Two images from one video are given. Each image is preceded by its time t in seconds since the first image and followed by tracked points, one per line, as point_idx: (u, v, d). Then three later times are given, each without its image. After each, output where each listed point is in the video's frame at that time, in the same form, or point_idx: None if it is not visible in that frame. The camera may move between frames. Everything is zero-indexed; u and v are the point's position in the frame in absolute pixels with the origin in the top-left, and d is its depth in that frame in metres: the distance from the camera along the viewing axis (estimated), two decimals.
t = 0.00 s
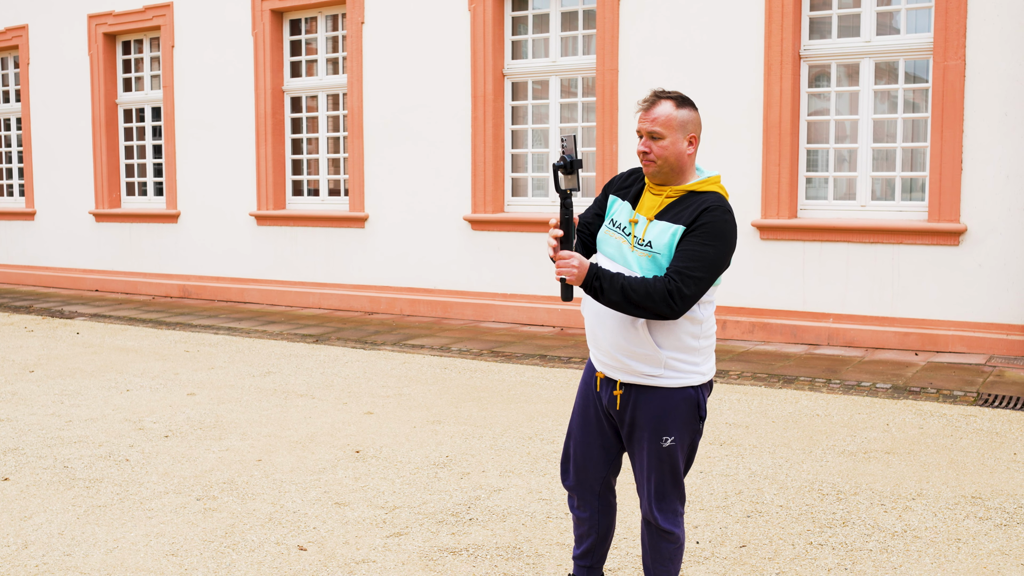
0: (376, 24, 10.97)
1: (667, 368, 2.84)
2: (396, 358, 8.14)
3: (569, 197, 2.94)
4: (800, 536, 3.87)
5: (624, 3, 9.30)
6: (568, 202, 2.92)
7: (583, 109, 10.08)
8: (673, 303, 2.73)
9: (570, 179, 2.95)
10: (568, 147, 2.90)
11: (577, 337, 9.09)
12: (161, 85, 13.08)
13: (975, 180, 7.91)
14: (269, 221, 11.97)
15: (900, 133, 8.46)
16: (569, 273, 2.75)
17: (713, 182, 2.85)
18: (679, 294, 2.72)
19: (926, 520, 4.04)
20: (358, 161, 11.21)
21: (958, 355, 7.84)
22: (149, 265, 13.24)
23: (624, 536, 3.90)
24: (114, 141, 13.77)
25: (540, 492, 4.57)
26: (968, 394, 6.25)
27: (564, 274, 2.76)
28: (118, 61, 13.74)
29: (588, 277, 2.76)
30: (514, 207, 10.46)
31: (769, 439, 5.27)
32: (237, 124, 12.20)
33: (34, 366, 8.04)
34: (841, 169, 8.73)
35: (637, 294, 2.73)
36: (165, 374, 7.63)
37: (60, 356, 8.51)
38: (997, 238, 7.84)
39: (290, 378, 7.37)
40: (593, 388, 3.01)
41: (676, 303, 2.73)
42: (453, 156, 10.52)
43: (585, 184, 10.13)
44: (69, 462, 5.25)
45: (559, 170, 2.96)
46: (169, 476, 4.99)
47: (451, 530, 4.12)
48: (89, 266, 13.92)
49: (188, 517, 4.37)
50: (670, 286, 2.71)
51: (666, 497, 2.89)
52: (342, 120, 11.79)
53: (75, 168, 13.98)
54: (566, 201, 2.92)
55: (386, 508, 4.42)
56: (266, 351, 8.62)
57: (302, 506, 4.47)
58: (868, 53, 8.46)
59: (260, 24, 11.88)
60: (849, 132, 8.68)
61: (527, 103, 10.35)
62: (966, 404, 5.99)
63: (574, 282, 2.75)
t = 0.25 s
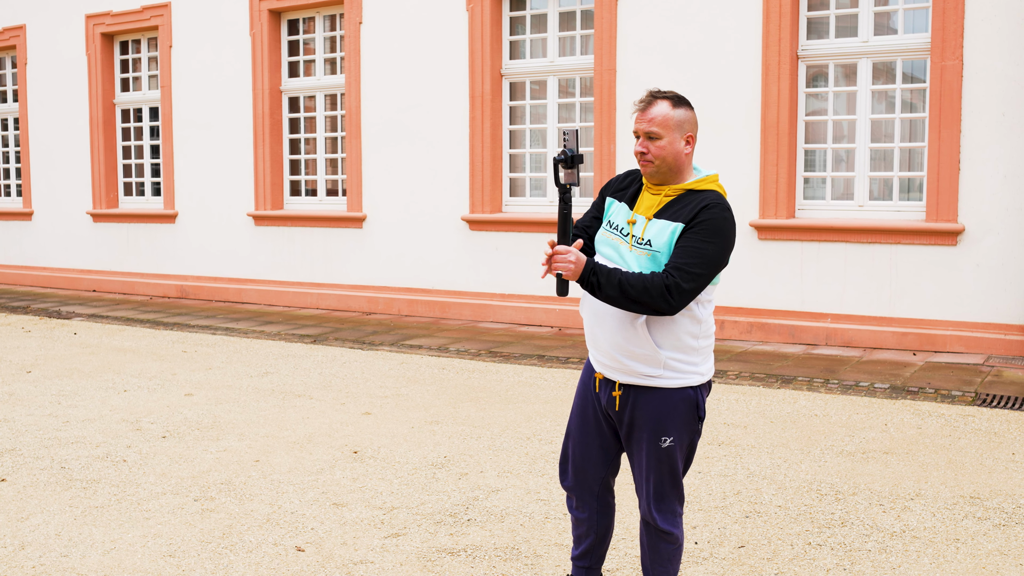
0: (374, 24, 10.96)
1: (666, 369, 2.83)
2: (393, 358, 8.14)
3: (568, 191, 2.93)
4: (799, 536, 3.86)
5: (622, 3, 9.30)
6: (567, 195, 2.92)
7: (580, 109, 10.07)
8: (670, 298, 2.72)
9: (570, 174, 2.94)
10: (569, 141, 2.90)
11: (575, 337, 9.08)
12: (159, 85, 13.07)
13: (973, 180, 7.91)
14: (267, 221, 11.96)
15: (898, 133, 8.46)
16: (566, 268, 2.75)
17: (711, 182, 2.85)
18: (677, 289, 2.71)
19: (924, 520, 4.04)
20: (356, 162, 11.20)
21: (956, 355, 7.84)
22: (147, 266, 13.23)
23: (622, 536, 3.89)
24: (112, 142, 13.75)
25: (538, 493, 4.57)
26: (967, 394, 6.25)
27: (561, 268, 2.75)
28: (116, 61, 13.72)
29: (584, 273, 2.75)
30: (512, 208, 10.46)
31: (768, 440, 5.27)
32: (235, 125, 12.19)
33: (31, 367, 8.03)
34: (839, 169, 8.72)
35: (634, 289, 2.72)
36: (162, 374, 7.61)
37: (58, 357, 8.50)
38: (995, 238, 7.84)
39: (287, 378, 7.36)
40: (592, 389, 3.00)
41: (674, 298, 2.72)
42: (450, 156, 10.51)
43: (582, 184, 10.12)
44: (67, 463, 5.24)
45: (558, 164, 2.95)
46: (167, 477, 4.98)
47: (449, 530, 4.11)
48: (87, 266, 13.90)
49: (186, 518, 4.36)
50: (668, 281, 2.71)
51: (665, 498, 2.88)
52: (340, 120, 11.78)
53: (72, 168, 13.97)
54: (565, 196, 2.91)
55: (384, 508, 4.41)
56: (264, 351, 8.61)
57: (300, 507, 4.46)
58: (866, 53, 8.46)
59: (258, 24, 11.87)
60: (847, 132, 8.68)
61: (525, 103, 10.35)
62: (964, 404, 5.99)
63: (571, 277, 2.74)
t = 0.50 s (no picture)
0: (373, 25, 10.96)
1: (666, 370, 2.82)
2: (393, 359, 8.13)
3: (566, 195, 2.93)
4: (799, 537, 3.86)
5: (620, 4, 9.29)
6: (564, 199, 2.91)
7: (579, 109, 10.06)
8: (671, 298, 2.72)
9: (568, 178, 2.94)
10: (567, 145, 2.89)
11: (575, 338, 9.08)
12: (158, 86, 13.06)
13: (971, 181, 7.91)
14: (266, 222, 11.95)
15: (897, 133, 8.46)
16: (564, 273, 2.72)
17: (708, 180, 2.85)
18: (677, 289, 2.71)
19: (924, 521, 4.03)
20: (355, 162, 11.20)
21: (955, 355, 7.83)
22: (146, 267, 13.22)
23: (622, 537, 3.89)
24: (111, 143, 13.74)
25: (537, 494, 4.56)
26: (967, 395, 6.24)
27: (559, 273, 2.73)
28: (115, 62, 13.72)
29: (583, 276, 2.73)
30: (511, 209, 10.45)
31: (767, 440, 5.26)
32: (234, 126, 12.19)
33: (30, 368, 8.03)
34: (838, 169, 8.72)
35: (634, 290, 2.71)
36: (162, 376, 7.61)
37: (57, 358, 8.49)
38: (994, 238, 7.83)
39: (287, 379, 7.36)
40: (592, 389, 3.00)
41: (674, 299, 2.72)
42: (450, 157, 10.51)
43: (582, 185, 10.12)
44: (66, 464, 5.23)
45: (555, 168, 2.95)
46: (166, 478, 4.97)
47: (448, 531, 4.11)
48: (86, 267, 13.89)
49: (184, 519, 4.36)
50: (668, 281, 2.70)
51: (665, 499, 2.88)
52: (339, 121, 11.77)
53: (71, 169, 13.96)
54: (563, 200, 2.90)
55: (383, 509, 4.41)
56: (263, 352, 8.61)
57: (299, 508, 4.46)
58: (865, 53, 8.46)
59: (256, 25, 11.86)
60: (846, 132, 8.67)
61: (524, 103, 10.35)
62: (964, 405, 5.99)
63: (569, 282, 2.72)
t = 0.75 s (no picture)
0: (373, 28, 10.96)
1: (668, 372, 2.81)
2: (394, 361, 8.12)
3: (567, 201, 2.92)
4: (801, 539, 3.85)
5: (621, 6, 9.29)
6: (565, 205, 2.90)
7: (580, 112, 10.06)
8: (674, 301, 2.71)
9: (568, 184, 2.93)
10: (566, 151, 2.88)
11: (575, 340, 9.07)
12: (159, 88, 13.07)
13: (972, 182, 7.90)
14: (267, 224, 11.95)
15: (898, 134, 8.45)
16: (568, 279, 2.73)
17: (708, 180, 2.84)
18: (680, 291, 2.70)
19: (927, 523, 4.03)
20: (356, 165, 11.20)
21: (957, 357, 7.82)
22: (147, 270, 13.22)
23: (623, 540, 3.88)
24: (112, 145, 13.74)
25: (539, 496, 4.55)
26: (968, 396, 6.23)
27: (562, 278, 2.73)
28: (115, 65, 13.73)
29: (587, 281, 2.74)
30: (512, 211, 10.45)
31: (769, 442, 5.26)
32: (234, 128, 12.19)
33: (31, 371, 8.02)
34: (839, 171, 8.71)
35: (638, 294, 2.71)
36: (163, 378, 7.60)
37: (58, 361, 8.49)
38: (996, 239, 7.83)
39: (288, 382, 7.35)
40: (593, 392, 2.99)
41: (677, 301, 2.72)
42: (450, 159, 10.50)
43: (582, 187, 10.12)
44: (67, 467, 5.23)
45: (556, 174, 2.94)
46: (167, 481, 4.97)
47: (449, 534, 4.10)
48: (87, 270, 13.90)
49: (185, 522, 4.35)
50: (671, 284, 2.70)
51: (667, 502, 2.87)
52: (339, 123, 11.77)
53: (72, 172, 13.96)
54: (563, 206, 2.89)
55: (384, 512, 4.40)
56: (264, 354, 8.60)
57: (300, 511, 4.45)
58: (866, 55, 8.46)
59: (257, 28, 11.87)
60: (847, 133, 8.67)
61: (524, 105, 10.35)
62: (966, 406, 5.98)
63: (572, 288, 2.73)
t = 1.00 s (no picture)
0: (374, 28, 10.96)
1: (671, 373, 2.81)
2: (395, 362, 8.12)
3: (571, 206, 2.91)
4: (803, 540, 3.84)
5: (622, 6, 9.29)
6: (569, 210, 2.89)
7: (581, 112, 10.05)
8: (679, 301, 2.70)
9: (572, 188, 2.92)
10: (571, 155, 2.88)
11: (577, 341, 9.07)
12: (160, 90, 13.08)
13: (974, 183, 7.90)
14: (268, 225, 11.95)
15: (900, 134, 8.44)
16: (572, 282, 2.74)
17: (709, 179, 2.84)
18: (685, 292, 2.69)
19: (929, 524, 4.02)
20: (357, 166, 11.20)
21: (959, 357, 7.82)
22: (148, 271, 13.22)
23: (624, 540, 3.88)
24: (113, 146, 13.75)
25: (540, 497, 4.55)
26: (970, 397, 6.22)
27: (566, 282, 2.74)
28: (116, 66, 13.73)
29: (591, 285, 2.74)
30: (513, 211, 10.45)
31: (770, 443, 5.25)
32: (235, 129, 12.19)
33: (33, 372, 8.02)
34: (840, 171, 8.71)
35: (642, 296, 2.70)
36: (164, 379, 7.60)
37: (59, 362, 8.49)
38: (998, 240, 7.82)
39: (289, 383, 7.35)
40: (595, 393, 2.98)
41: (683, 302, 2.71)
42: (451, 160, 10.50)
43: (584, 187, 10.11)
44: (68, 468, 5.23)
45: (560, 178, 2.92)
46: (168, 482, 4.97)
47: (451, 535, 4.10)
48: (88, 271, 13.90)
49: (187, 523, 4.35)
50: (676, 285, 2.69)
51: (669, 503, 2.86)
52: (340, 124, 11.78)
53: (73, 173, 13.97)
54: (567, 211, 2.89)
55: (385, 513, 4.40)
56: (265, 356, 8.60)
57: (301, 512, 4.45)
58: (868, 55, 8.45)
59: (258, 29, 11.87)
60: (849, 134, 8.66)
61: (525, 106, 10.35)
62: (968, 407, 5.97)
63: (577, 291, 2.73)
